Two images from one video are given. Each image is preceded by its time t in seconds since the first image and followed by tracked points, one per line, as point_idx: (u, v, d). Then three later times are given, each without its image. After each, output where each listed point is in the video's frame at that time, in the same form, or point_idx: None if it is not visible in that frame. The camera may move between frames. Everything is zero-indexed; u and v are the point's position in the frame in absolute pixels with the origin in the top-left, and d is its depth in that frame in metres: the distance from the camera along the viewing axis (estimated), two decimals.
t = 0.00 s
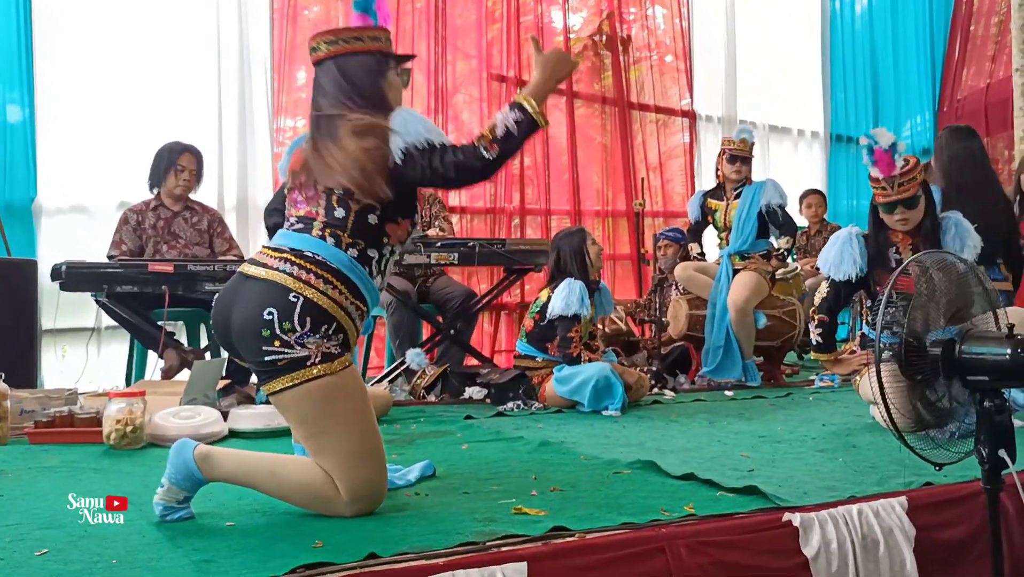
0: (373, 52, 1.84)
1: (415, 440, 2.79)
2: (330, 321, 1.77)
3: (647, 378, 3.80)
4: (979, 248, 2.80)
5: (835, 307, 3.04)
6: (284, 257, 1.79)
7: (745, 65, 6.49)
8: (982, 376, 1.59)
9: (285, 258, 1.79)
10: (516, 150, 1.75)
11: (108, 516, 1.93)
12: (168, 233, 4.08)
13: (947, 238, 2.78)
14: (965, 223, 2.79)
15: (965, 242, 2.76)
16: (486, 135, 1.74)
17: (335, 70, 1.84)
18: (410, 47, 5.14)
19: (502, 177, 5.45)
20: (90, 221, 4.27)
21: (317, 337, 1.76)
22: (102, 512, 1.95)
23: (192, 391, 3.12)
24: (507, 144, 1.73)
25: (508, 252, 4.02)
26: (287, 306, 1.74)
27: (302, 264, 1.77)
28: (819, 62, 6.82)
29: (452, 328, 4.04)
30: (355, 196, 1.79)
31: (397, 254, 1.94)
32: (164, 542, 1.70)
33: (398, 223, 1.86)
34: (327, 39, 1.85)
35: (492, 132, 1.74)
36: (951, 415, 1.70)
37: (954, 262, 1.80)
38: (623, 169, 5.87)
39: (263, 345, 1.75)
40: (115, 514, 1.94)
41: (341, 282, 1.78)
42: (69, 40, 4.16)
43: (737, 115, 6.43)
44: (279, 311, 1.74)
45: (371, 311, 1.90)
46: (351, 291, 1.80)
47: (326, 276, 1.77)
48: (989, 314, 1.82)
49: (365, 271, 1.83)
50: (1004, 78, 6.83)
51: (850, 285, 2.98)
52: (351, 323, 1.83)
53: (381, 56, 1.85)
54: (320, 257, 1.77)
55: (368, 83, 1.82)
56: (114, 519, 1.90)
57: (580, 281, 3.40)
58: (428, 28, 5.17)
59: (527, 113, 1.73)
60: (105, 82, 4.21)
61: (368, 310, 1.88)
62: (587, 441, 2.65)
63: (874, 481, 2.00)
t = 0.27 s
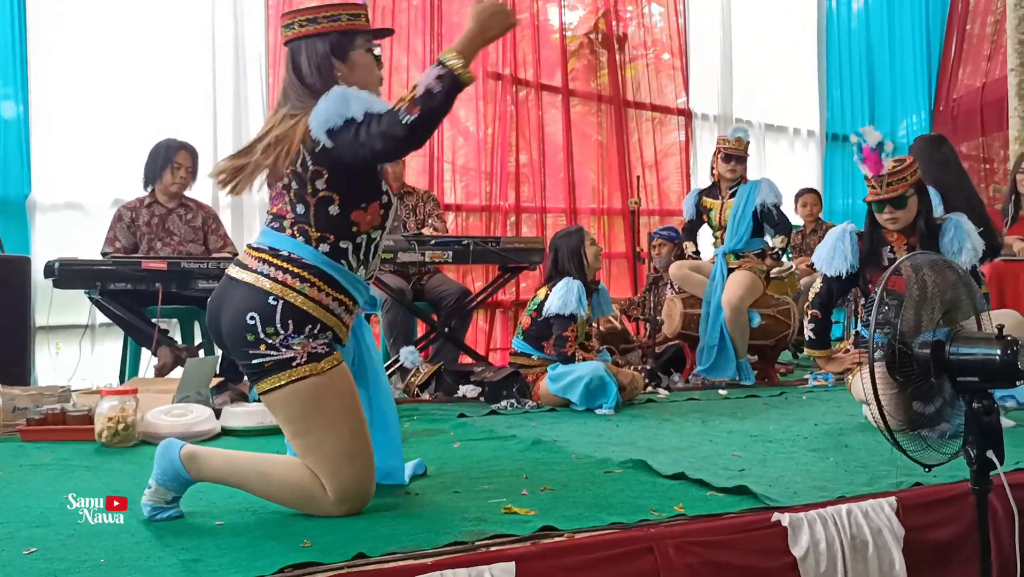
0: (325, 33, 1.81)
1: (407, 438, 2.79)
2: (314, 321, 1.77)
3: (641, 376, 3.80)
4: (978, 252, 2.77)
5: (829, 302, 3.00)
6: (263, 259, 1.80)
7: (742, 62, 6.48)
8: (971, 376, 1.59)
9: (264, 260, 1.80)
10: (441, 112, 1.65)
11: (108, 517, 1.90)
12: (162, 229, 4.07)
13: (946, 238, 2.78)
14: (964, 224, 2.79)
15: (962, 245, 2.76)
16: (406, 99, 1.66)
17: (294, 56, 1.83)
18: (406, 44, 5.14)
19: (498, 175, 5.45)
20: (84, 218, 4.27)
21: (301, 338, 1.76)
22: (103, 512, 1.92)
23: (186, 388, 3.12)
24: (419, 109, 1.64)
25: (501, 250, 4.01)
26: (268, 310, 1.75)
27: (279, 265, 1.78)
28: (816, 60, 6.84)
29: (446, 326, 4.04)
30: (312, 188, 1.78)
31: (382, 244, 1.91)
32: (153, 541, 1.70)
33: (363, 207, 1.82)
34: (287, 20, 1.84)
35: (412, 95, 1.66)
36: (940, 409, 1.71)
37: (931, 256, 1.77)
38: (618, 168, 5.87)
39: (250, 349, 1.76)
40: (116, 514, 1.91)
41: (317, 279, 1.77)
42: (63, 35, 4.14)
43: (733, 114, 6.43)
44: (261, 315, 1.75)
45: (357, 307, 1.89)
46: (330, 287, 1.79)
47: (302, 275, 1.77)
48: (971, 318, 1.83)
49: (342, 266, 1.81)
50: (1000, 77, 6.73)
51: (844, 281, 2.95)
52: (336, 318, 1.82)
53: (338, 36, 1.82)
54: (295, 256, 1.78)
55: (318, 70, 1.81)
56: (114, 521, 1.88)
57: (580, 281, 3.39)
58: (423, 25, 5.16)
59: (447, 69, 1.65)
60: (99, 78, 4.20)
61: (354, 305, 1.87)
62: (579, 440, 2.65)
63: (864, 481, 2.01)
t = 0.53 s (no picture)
0: (326, 27, 1.78)
1: (403, 438, 2.79)
2: (317, 317, 1.79)
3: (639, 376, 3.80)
4: (979, 254, 2.76)
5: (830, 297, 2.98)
6: (256, 263, 1.79)
7: (741, 62, 6.47)
8: (967, 376, 1.59)
9: (256, 264, 1.79)
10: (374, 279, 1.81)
11: (108, 517, 1.90)
12: (160, 229, 4.07)
13: (947, 240, 2.78)
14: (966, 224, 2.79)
15: (964, 245, 2.74)
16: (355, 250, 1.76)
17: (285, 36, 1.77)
18: (405, 44, 5.14)
19: (496, 174, 5.45)
20: (81, 218, 4.27)
21: (308, 335, 1.77)
22: (103, 511, 1.92)
23: (182, 388, 3.13)
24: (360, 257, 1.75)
25: (499, 250, 4.01)
26: (271, 311, 1.75)
27: (273, 266, 1.77)
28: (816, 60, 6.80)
29: (444, 326, 4.04)
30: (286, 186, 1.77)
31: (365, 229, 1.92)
32: (147, 541, 1.70)
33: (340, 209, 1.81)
34: None
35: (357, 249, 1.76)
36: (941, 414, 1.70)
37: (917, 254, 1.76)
38: (617, 167, 5.87)
39: (256, 352, 1.75)
40: (116, 514, 1.90)
41: (315, 273, 1.78)
42: (62, 34, 4.14)
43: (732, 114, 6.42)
44: (265, 318, 1.74)
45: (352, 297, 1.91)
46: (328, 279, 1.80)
47: (301, 271, 1.77)
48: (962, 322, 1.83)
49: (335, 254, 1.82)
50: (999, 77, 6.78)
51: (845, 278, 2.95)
52: (335, 309, 1.83)
53: (338, 32, 1.80)
54: (289, 254, 1.77)
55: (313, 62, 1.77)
56: (114, 520, 1.88)
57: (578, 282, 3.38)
58: (422, 25, 5.16)
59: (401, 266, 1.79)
60: (98, 78, 4.20)
61: (349, 293, 1.89)
62: (575, 440, 2.65)
63: (859, 481, 2.01)
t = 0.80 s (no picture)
0: (337, 27, 1.81)
1: (404, 440, 2.79)
2: (323, 319, 1.78)
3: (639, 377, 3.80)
4: (981, 257, 2.73)
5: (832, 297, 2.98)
6: (265, 262, 1.78)
7: (741, 62, 6.47)
8: (966, 377, 1.59)
9: (263, 263, 1.79)
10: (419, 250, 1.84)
11: (109, 516, 1.93)
12: (160, 231, 4.07)
13: (948, 242, 2.76)
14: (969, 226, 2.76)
15: (965, 249, 2.72)
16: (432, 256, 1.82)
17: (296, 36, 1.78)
18: (405, 45, 5.14)
19: (497, 174, 5.44)
20: (82, 219, 4.27)
21: (313, 337, 1.76)
22: (103, 511, 1.94)
23: (183, 390, 3.13)
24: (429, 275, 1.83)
25: (499, 251, 4.01)
26: (277, 312, 1.74)
27: (280, 266, 1.77)
28: (817, 59, 6.81)
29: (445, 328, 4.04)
30: (317, 184, 1.76)
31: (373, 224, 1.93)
32: (146, 544, 1.70)
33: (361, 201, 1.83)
34: None
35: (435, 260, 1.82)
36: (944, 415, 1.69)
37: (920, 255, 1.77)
38: (618, 167, 5.87)
39: (260, 352, 1.75)
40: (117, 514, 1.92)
41: (323, 275, 1.78)
42: (62, 36, 4.15)
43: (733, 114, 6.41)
44: (271, 318, 1.74)
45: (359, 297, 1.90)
46: (336, 281, 1.80)
47: (308, 273, 1.76)
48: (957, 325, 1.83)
49: (344, 256, 1.82)
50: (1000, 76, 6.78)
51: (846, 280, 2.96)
52: (342, 310, 1.83)
53: (344, 32, 1.83)
54: (296, 255, 1.77)
55: (328, 59, 1.79)
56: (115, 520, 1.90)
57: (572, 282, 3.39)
58: (422, 26, 5.16)
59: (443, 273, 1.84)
60: (98, 79, 4.20)
61: (356, 293, 1.88)
62: (576, 441, 2.65)
63: (859, 482, 2.01)
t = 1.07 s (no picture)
0: (330, 28, 1.81)
1: (405, 442, 2.79)
2: (329, 324, 1.78)
3: (641, 379, 3.80)
4: (982, 261, 2.77)
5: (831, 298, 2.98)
6: (274, 269, 1.78)
7: (742, 63, 6.47)
8: (969, 379, 1.59)
9: (270, 269, 1.79)
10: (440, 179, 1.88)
11: (108, 516, 1.97)
12: (162, 234, 4.08)
13: (949, 245, 2.78)
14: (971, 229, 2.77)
15: (966, 252, 2.75)
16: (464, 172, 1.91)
17: (286, 42, 1.79)
18: (406, 48, 5.14)
19: (498, 176, 5.45)
20: (83, 222, 4.28)
21: (319, 341, 1.76)
22: (102, 512, 1.98)
23: (184, 392, 3.13)
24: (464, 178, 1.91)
25: (500, 253, 4.01)
26: (283, 319, 1.75)
27: (287, 274, 1.77)
28: (817, 61, 6.81)
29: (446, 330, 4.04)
30: (326, 161, 1.76)
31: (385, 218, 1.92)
32: (147, 546, 1.70)
33: (371, 183, 1.83)
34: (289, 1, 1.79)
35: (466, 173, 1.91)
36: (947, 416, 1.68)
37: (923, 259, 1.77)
38: (619, 169, 5.87)
39: (267, 356, 1.77)
40: (116, 514, 1.97)
41: (330, 282, 1.77)
42: (64, 38, 4.15)
43: (733, 115, 6.41)
44: (278, 325, 1.75)
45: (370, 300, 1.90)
46: (344, 287, 1.80)
47: (315, 281, 1.76)
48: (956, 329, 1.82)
49: (353, 259, 1.81)
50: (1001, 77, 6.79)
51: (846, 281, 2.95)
52: (351, 314, 1.82)
53: (340, 32, 1.84)
54: (303, 263, 1.77)
55: (323, 63, 1.81)
56: (114, 520, 1.94)
57: (569, 283, 3.38)
58: (423, 29, 5.16)
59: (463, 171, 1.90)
60: (99, 82, 4.21)
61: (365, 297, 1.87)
62: (577, 443, 2.65)
63: (860, 484, 2.00)
